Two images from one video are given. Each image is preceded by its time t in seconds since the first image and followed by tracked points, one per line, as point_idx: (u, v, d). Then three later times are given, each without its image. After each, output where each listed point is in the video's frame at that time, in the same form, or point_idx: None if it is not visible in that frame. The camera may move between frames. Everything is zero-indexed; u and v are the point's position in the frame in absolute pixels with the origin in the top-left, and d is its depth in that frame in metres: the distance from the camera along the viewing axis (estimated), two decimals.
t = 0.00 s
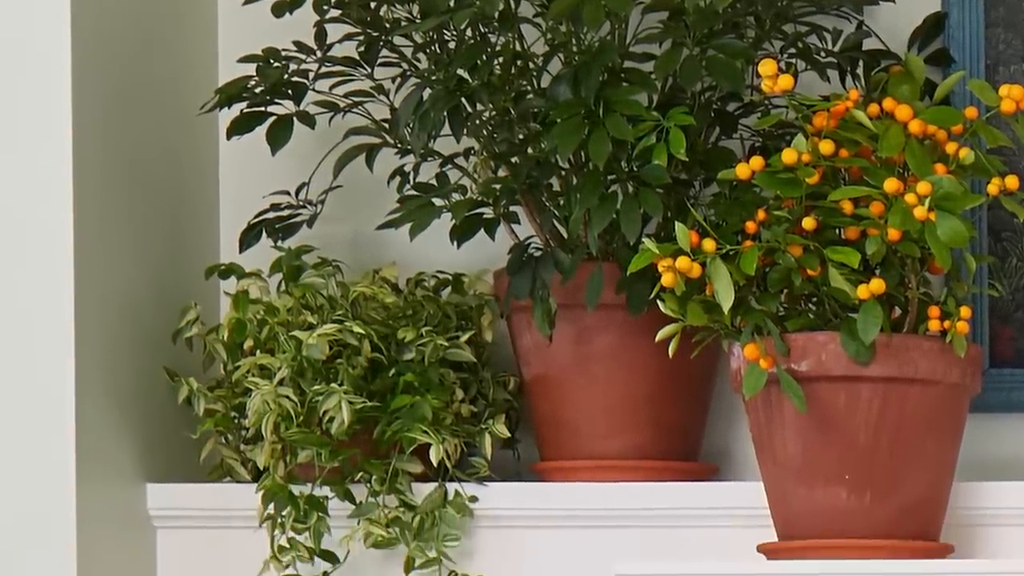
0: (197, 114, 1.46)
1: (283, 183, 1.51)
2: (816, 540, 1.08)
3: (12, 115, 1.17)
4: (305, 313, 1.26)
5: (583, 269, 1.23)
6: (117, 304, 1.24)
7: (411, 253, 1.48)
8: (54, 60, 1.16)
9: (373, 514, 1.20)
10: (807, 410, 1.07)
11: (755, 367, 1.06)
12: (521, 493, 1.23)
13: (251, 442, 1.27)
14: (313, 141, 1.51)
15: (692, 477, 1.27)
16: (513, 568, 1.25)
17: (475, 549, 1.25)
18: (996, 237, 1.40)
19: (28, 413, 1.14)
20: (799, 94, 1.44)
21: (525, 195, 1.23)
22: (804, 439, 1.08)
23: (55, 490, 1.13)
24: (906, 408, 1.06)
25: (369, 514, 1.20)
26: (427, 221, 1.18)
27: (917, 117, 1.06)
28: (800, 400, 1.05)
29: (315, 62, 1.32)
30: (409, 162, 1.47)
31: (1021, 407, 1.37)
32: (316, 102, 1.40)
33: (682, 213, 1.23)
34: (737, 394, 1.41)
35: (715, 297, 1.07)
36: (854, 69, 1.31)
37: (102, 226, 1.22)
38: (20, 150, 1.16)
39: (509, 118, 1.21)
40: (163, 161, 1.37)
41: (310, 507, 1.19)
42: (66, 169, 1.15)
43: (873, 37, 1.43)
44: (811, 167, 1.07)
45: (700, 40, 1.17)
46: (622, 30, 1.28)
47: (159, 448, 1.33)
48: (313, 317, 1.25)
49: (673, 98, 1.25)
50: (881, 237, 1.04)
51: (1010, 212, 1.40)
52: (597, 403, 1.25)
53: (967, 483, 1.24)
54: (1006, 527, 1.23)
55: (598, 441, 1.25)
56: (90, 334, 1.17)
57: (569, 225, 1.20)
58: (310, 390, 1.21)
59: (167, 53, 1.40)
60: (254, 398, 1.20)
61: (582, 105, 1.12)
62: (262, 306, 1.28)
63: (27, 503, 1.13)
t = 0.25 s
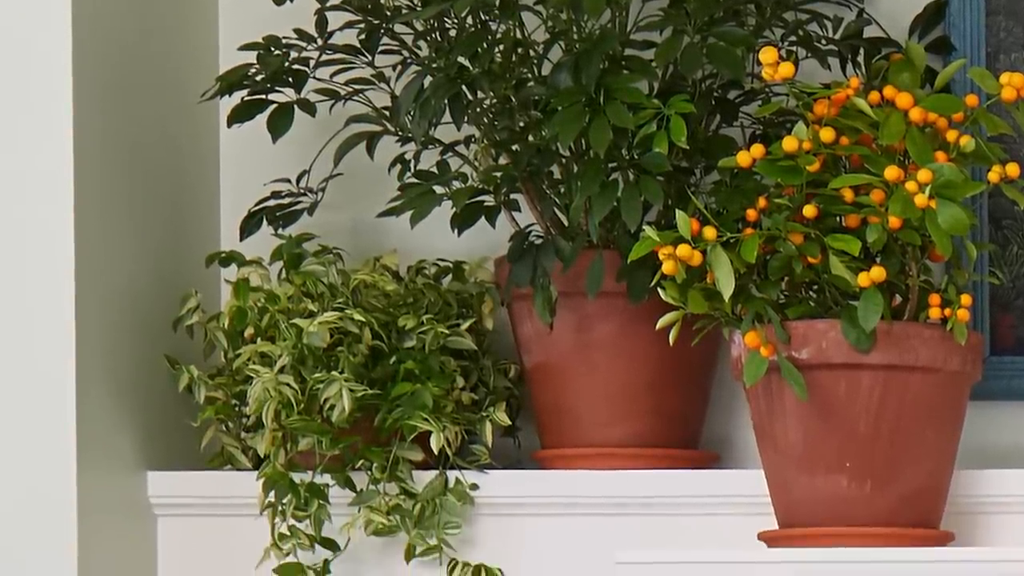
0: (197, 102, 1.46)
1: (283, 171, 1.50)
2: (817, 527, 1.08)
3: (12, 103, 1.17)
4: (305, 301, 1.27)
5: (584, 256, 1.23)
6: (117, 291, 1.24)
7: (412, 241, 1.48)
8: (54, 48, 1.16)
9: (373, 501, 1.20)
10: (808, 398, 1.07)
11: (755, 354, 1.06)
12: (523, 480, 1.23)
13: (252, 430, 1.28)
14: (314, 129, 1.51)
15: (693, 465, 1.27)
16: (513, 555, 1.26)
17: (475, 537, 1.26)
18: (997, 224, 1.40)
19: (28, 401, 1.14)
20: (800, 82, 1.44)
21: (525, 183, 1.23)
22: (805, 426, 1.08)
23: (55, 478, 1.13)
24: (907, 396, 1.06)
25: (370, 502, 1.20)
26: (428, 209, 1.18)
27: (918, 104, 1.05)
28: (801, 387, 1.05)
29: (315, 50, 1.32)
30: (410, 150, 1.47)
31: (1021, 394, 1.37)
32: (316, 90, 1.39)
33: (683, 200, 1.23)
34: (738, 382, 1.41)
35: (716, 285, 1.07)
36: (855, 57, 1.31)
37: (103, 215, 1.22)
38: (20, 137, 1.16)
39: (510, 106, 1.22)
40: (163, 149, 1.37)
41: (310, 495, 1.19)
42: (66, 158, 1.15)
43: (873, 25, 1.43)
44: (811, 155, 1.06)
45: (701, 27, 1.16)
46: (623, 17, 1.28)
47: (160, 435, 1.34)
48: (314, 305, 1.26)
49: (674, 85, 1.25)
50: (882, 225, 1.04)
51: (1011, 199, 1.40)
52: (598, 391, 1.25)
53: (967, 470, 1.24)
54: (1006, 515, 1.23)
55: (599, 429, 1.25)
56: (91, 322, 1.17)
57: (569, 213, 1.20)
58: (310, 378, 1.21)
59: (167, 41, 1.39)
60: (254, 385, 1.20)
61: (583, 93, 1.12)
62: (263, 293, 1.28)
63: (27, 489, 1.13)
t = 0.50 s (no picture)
0: (198, 90, 1.46)
1: (284, 159, 1.50)
2: (817, 515, 1.08)
3: (12, 92, 1.17)
4: (306, 289, 1.27)
5: (585, 245, 1.23)
6: (118, 279, 1.24)
7: (412, 229, 1.47)
8: (54, 36, 1.16)
9: (374, 489, 1.20)
10: (808, 386, 1.07)
11: (755, 342, 1.06)
12: (524, 468, 1.23)
13: (253, 418, 1.28)
14: (314, 117, 1.51)
15: (693, 453, 1.27)
16: (514, 543, 1.26)
17: (476, 525, 1.26)
18: (998, 212, 1.40)
19: (29, 389, 1.14)
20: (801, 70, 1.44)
21: (526, 171, 1.23)
22: (805, 415, 1.08)
23: (56, 466, 1.13)
24: (907, 384, 1.06)
25: (370, 490, 1.20)
26: (428, 197, 1.18)
27: (918, 92, 1.05)
28: (801, 375, 1.05)
29: (316, 38, 1.32)
30: (410, 138, 1.47)
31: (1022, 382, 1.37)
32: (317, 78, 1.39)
33: (684, 188, 1.22)
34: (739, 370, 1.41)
35: (716, 273, 1.07)
36: (856, 45, 1.30)
37: (103, 203, 1.21)
38: (22, 125, 1.16)
39: (510, 94, 1.22)
40: (163, 137, 1.36)
41: (311, 483, 1.20)
42: (66, 146, 1.15)
43: (875, 13, 1.43)
44: (812, 143, 1.06)
45: (702, 16, 1.16)
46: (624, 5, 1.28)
47: (161, 423, 1.34)
48: (315, 293, 1.26)
49: (675, 73, 1.24)
50: (882, 213, 1.04)
51: (1012, 187, 1.40)
52: (599, 379, 1.25)
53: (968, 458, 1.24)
54: (1006, 503, 1.23)
55: (599, 417, 1.25)
56: (91, 309, 1.17)
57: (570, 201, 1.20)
58: (311, 366, 1.21)
59: (168, 28, 1.39)
60: (255, 373, 1.20)
61: (583, 81, 1.11)
62: (263, 282, 1.28)
63: (29, 476, 1.14)
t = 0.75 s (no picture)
0: (198, 79, 1.45)
1: (284, 147, 1.50)
2: (818, 504, 1.09)
3: (12, 79, 1.16)
4: (307, 277, 1.26)
5: (585, 233, 1.23)
6: (118, 268, 1.24)
7: (413, 218, 1.47)
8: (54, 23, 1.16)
9: (375, 478, 1.20)
10: (809, 374, 1.07)
11: (756, 330, 1.06)
12: (525, 456, 1.24)
13: (253, 407, 1.28)
14: (314, 105, 1.51)
15: (694, 441, 1.27)
16: (514, 531, 1.26)
17: (476, 514, 1.26)
18: (998, 200, 1.40)
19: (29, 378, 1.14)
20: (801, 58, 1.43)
21: (527, 159, 1.23)
22: (806, 403, 1.08)
23: (56, 454, 1.13)
24: (908, 372, 1.06)
25: (371, 479, 1.20)
26: (429, 185, 1.18)
27: (919, 80, 1.05)
28: (802, 363, 1.05)
29: (317, 27, 1.31)
30: (411, 127, 1.46)
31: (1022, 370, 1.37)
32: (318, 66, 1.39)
33: (685, 176, 1.22)
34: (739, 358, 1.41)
35: (717, 261, 1.07)
36: (857, 33, 1.30)
37: (103, 191, 1.21)
38: (22, 113, 1.16)
39: (511, 83, 1.22)
40: (164, 126, 1.36)
41: (312, 472, 1.20)
42: (67, 133, 1.15)
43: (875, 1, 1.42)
44: (813, 131, 1.06)
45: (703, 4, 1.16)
46: None
47: (162, 412, 1.34)
48: (316, 282, 1.26)
49: (676, 61, 1.24)
50: (883, 201, 1.04)
51: (1012, 175, 1.40)
52: (599, 367, 1.25)
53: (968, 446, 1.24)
54: (1006, 491, 1.23)
55: (600, 405, 1.25)
56: (91, 298, 1.17)
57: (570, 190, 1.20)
58: (312, 355, 1.21)
59: (168, 17, 1.38)
60: (255, 361, 1.20)
61: (584, 69, 1.11)
62: (264, 270, 1.27)
63: (29, 465, 1.13)
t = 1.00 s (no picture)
0: (199, 68, 1.45)
1: (285, 136, 1.50)
2: (818, 493, 1.09)
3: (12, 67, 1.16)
4: (308, 266, 1.26)
5: (586, 221, 1.23)
6: (119, 256, 1.24)
7: (413, 206, 1.47)
8: (55, 11, 1.16)
9: (376, 467, 1.21)
10: (810, 363, 1.07)
11: (757, 319, 1.06)
12: (526, 444, 1.24)
13: (255, 395, 1.27)
14: (315, 93, 1.50)
15: (694, 430, 1.27)
16: (514, 519, 1.26)
17: (477, 503, 1.26)
18: (999, 189, 1.40)
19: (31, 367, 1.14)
20: (802, 47, 1.43)
21: (528, 148, 1.22)
22: (806, 392, 1.08)
23: (56, 443, 1.13)
24: (909, 360, 1.06)
25: (371, 467, 1.21)
26: (430, 173, 1.18)
27: (919, 69, 1.05)
28: (802, 353, 1.05)
29: (318, 15, 1.31)
30: (412, 115, 1.46)
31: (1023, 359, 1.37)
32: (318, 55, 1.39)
33: (686, 165, 1.22)
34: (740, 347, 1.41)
35: (718, 250, 1.07)
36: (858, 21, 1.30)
37: (104, 180, 1.21)
38: (22, 101, 1.16)
39: (512, 71, 1.22)
40: (165, 114, 1.36)
41: (313, 460, 1.20)
42: (68, 121, 1.15)
43: None
44: (813, 120, 1.06)
45: None
46: None
47: (162, 400, 1.34)
48: (317, 271, 1.25)
49: (677, 49, 1.24)
50: (884, 189, 1.03)
51: (1013, 164, 1.40)
52: (600, 356, 1.25)
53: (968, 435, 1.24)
54: (1006, 480, 1.23)
55: (600, 394, 1.25)
56: (92, 286, 1.17)
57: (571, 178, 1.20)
58: (312, 343, 1.21)
59: (169, 5, 1.38)
60: (256, 350, 1.21)
61: (585, 58, 1.11)
62: (265, 259, 1.27)
63: (30, 454, 1.13)
